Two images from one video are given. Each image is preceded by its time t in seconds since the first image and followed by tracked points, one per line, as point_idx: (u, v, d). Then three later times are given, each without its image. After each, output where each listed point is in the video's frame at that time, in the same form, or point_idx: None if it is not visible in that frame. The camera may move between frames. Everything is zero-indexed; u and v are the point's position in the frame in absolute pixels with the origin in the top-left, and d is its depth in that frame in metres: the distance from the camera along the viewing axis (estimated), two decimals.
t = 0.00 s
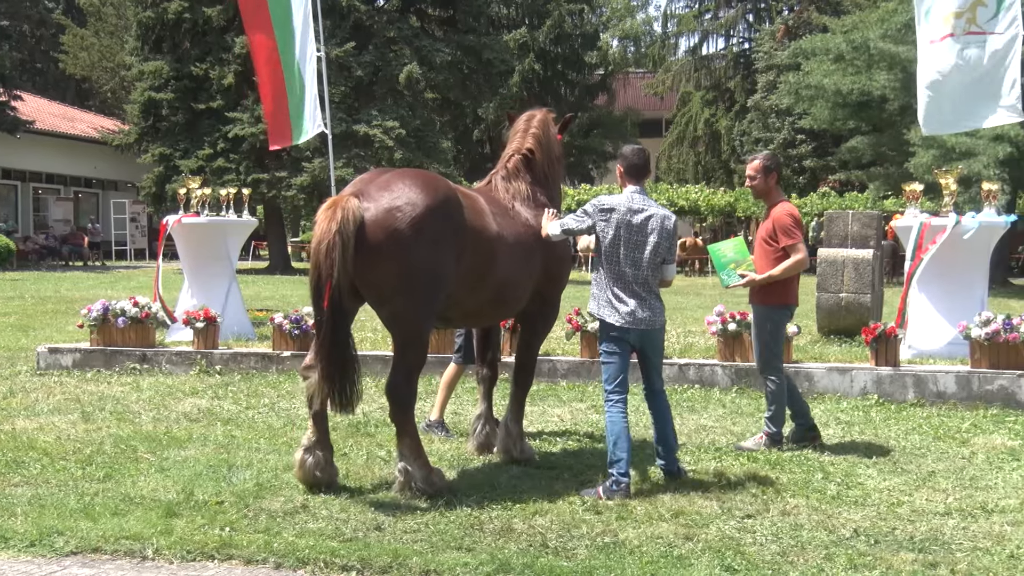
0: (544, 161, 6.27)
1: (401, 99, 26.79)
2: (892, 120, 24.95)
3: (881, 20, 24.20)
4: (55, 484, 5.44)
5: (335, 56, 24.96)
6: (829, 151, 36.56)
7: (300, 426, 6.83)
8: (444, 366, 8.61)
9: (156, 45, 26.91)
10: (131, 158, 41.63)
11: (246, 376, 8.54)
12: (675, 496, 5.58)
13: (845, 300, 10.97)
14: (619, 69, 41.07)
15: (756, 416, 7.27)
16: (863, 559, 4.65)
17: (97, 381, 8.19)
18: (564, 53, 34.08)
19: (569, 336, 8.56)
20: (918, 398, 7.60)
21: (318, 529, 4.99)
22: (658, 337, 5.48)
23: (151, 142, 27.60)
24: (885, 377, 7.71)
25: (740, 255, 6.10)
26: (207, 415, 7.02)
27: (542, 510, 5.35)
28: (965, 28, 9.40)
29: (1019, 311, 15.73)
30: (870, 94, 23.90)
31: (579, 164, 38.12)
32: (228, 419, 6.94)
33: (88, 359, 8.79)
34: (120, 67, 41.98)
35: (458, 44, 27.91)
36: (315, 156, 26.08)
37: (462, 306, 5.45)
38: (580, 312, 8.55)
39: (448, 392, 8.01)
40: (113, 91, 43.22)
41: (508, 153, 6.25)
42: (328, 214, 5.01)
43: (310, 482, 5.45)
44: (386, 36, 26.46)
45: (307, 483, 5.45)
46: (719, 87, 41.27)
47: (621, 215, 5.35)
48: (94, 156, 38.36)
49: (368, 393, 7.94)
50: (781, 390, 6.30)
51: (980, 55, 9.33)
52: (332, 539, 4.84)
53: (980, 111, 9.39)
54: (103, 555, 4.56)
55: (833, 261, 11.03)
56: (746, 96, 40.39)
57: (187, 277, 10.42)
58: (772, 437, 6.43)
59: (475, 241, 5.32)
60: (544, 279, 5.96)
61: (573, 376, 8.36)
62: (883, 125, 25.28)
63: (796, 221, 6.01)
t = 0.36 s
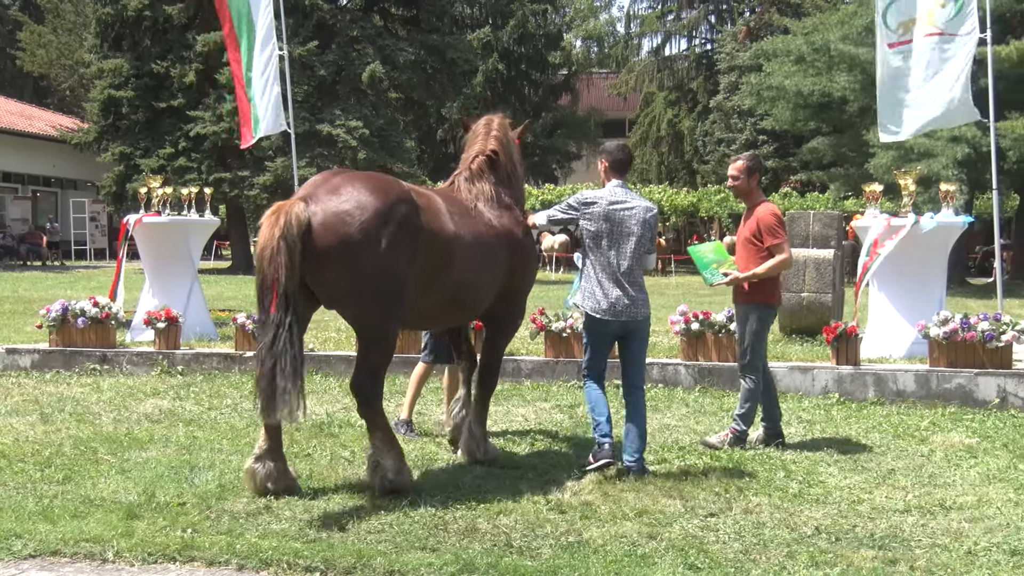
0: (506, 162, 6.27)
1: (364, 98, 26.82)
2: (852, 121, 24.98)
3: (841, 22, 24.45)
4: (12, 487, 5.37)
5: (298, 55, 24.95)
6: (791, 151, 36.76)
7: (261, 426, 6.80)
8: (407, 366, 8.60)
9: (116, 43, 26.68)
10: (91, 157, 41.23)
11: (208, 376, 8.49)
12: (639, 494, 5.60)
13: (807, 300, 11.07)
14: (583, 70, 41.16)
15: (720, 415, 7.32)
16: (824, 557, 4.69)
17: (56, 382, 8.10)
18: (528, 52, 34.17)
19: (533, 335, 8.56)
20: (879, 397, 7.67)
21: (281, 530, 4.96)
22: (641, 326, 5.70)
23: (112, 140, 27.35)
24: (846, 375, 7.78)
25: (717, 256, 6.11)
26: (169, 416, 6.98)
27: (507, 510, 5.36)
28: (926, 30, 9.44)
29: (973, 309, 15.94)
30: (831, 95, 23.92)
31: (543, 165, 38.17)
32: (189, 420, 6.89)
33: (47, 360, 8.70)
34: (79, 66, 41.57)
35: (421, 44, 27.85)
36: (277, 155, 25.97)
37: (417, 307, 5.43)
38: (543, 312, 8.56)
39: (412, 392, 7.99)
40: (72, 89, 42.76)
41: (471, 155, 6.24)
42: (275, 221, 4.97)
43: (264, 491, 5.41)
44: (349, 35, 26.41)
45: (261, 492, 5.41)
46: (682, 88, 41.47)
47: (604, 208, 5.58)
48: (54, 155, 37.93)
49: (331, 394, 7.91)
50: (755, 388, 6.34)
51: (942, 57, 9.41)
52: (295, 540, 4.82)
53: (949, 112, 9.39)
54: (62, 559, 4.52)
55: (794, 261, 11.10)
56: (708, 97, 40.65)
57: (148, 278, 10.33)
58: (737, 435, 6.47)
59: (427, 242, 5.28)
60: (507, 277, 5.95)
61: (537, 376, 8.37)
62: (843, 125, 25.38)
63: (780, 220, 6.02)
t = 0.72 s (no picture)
0: (495, 161, 6.27)
1: (350, 98, 26.83)
2: (837, 121, 24.91)
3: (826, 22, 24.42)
4: None
5: (284, 54, 25.04)
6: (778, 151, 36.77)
7: (247, 426, 6.79)
8: (394, 366, 8.61)
9: (102, 42, 26.65)
10: (76, 156, 41.14)
11: (195, 376, 8.49)
12: (626, 494, 5.60)
13: (793, 299, 11.09)
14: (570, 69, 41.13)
15: (707, 415, 7.33)
16: (811, 556, 4.69)
17: (41, 382, 8.08)
18: (515, 52, 34.20)
19: (519, 335, 8.57)
20: (865, 396, 7.69)
21: (268, 531, 4.95)
22: (619, 322, 5.82)
23: (98, 140, 27.28)
24: (832, 375, 7.78)
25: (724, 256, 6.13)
26: (155, 416, 6.97)
27: (494, 510, 5.35)
28: (909, 31, 9.48)
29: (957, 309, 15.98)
30: (817, 95, 23.89)
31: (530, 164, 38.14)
32: (176, 420, 6.89)
33: (33, 360, 8.69)
34: (64, 65, 41.50)
35: (408, 43, 27.87)
36: (264, 154, 25.92)
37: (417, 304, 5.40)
38: (530, 312, 8.58)
39: (399, 392, 7.99)
40: (57, 88, 42.64)
41: (461, 154, 6.22)
42: (283, 215, 4.92)
43: (254, 489, 5.39)
44: (335, 34, 26.53)
45: (251, 490, 5.40)
46: (668, 88, 41.49)
47: (577, 208, 5.75)
48: (38, 154, 37.78)
49: (318, 394, 7.90)
50: (740, 382, 6.34)
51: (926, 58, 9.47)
52: (282, 540, 4.81)
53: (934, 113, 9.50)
54: (48, 559, 4.50)
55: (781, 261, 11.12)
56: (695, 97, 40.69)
57: (134, 277, 10.31)
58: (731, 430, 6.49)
59: (429, 239, 5.27)
60: (499, 276, 5.96)
61: (524, 375, 8.37)
62: (828, 125, 25.38)
63: (785, 218, 6.06)
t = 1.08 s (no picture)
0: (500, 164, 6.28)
1: (352, 97, 26.83)
2: (839, 120, 24.86)
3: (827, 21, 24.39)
4: None
5: (285, 53, 25.11)
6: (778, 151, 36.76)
7: (249, 426, 6.79)
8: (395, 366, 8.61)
9: (103, 41, 26.68)
10: (77, 156, 41.18)
11: (196, 376, 8.49)
12: (628, 494, 5.59)
13: (795, 298, 11.09)
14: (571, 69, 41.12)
15: (708, 415, 7.32)
16: (812, 556, 4.69)
17: (42, 382, 8.09)
18: (516, 51, 34.20)
19: (521, 335, 8.57)
20: (867, 395, 7.68)
21: (270, 530, 4.95)
22: (612, 312, 5.99)
23: (99, 139, 27.29)
24: (833, 374, 7.78)
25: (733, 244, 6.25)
26: (156, 416, 6.97)
27: (496, 510, 5.34)
28: (913, 32, 9.47)
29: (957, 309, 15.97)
30: (818, 95, 23.87)
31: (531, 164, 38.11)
32: (177, 419, 6.89)
33: (35, 360, 8.69)
34: (65, 64, 41.56)
35: (409, 43, 27.90)
36: (265, 154, 25.92)
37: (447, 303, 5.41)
38: (531, 312, 8.58)
39: (399, 393, 7.98)
40: (58, 88, 42.68)
41: (467, 155, 6.18)
42: (328, 214, 4.92)
43: (279, 480, 5.41)
44: (336, 34, 26.56)
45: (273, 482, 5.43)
46: (669, 87, 41.46)
47: (565, 205, 5.88)
48: (39, 154, 37.78)
49: (319, 394, 7.90)
50: (779, 383, 6.24)
51: (930, 59, 9.44)
52: (284, 540, 4.81)
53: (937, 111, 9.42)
54: (50, 559, 4.51)
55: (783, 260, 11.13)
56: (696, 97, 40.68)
57: (136, 277, 10.34)
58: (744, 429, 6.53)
59: (462, 238, 5.28)
60: (518, 272, 5.98)
61: (525, 375, 8.37)
62: (830, 125, 25.34)
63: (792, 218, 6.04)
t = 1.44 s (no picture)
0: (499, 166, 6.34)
1: (356, 96, 26.84)
2: (844, 118, 24.81)
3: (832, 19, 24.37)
4: (5, 485, 5.37)
5: (289, 52, 25.17)
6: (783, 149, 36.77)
7: (254, 424, 6.79)
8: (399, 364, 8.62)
9: (108, 40, 26.73)
10: (82, 155, 41.23)
11: (201, 374, 8.49)
12: (632, 492, 5.60)
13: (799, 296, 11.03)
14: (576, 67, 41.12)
15: (712, 413, 7.31)
16: (817, 554, 4.69)
17: (48, 379, 8.11)
18: (520, 49, 34.22)
19: (524, 333, 8.56)
20: (871, 393, 7.68)
21: (274, 528, 4.96)
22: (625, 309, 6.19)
23: (103, 138, 27.32)
24: (838, 373, 7.78)
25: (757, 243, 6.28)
26: (161, 414, 6.98)
27: (500, 508, 5.34)
28: (914, 29, 9.42)
29: (962, 307, 15.96)
30: (823, 93, 23.86)
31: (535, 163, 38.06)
32: (182, 417, 6.90)
33: (39, 358, 8.70)
34: (71, 63, 41.62)
35: (413, 41, 27.93)
36: (269, 152, 25.92)
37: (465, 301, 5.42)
38: (535, 310, 8.57)
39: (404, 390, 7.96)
40: (63, 87, 42.74)
41: (470, 154, 6.16)
42: (354, 210, 4.89)
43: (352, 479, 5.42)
44: (341, 32, 26.55)
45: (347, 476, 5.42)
46: (673, 86, 41.42)
47: (578, 208, 6.01)
48: (44, 153, 37.82)
49: (324, 391, 7.90)
50: (808, 391, 6.18)
51: (930, 57, 9.46)
52: (289, 538, 4.82)
53: (938, 110, 9.50)
54: (55, 556, 4.52)
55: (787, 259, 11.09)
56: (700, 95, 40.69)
57: (140, 275, 10.33)
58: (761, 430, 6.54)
59: (482, 236, 5.29)
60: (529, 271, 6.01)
61: (530, 373, 8.37)
62: (835, 123, 25.29)
63: (817, 218, 6.00)
